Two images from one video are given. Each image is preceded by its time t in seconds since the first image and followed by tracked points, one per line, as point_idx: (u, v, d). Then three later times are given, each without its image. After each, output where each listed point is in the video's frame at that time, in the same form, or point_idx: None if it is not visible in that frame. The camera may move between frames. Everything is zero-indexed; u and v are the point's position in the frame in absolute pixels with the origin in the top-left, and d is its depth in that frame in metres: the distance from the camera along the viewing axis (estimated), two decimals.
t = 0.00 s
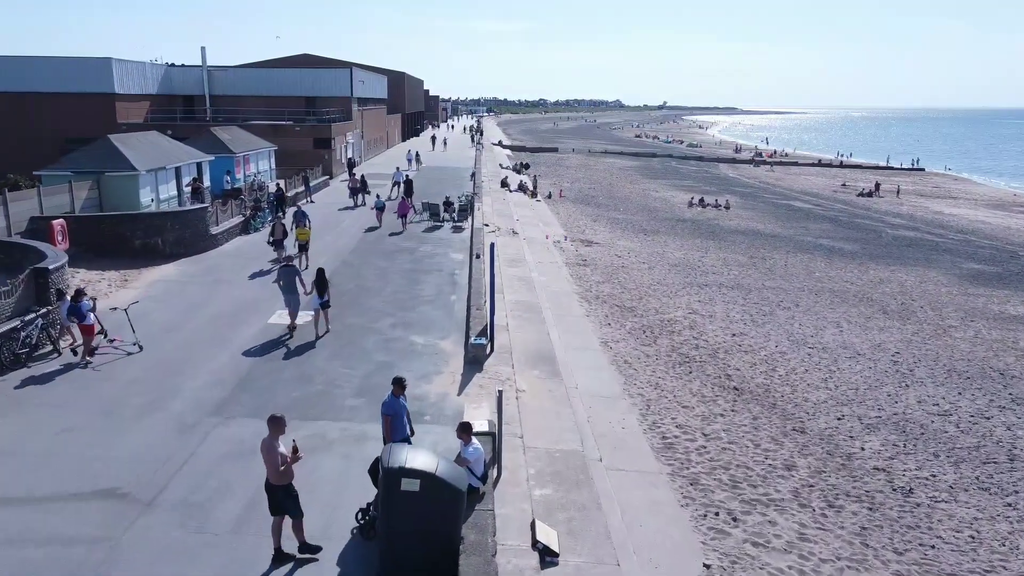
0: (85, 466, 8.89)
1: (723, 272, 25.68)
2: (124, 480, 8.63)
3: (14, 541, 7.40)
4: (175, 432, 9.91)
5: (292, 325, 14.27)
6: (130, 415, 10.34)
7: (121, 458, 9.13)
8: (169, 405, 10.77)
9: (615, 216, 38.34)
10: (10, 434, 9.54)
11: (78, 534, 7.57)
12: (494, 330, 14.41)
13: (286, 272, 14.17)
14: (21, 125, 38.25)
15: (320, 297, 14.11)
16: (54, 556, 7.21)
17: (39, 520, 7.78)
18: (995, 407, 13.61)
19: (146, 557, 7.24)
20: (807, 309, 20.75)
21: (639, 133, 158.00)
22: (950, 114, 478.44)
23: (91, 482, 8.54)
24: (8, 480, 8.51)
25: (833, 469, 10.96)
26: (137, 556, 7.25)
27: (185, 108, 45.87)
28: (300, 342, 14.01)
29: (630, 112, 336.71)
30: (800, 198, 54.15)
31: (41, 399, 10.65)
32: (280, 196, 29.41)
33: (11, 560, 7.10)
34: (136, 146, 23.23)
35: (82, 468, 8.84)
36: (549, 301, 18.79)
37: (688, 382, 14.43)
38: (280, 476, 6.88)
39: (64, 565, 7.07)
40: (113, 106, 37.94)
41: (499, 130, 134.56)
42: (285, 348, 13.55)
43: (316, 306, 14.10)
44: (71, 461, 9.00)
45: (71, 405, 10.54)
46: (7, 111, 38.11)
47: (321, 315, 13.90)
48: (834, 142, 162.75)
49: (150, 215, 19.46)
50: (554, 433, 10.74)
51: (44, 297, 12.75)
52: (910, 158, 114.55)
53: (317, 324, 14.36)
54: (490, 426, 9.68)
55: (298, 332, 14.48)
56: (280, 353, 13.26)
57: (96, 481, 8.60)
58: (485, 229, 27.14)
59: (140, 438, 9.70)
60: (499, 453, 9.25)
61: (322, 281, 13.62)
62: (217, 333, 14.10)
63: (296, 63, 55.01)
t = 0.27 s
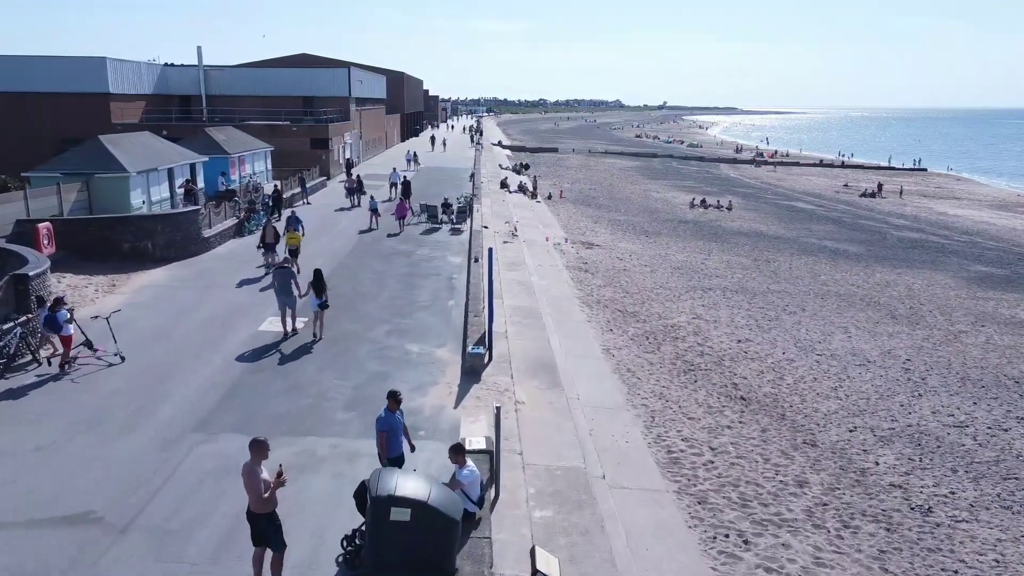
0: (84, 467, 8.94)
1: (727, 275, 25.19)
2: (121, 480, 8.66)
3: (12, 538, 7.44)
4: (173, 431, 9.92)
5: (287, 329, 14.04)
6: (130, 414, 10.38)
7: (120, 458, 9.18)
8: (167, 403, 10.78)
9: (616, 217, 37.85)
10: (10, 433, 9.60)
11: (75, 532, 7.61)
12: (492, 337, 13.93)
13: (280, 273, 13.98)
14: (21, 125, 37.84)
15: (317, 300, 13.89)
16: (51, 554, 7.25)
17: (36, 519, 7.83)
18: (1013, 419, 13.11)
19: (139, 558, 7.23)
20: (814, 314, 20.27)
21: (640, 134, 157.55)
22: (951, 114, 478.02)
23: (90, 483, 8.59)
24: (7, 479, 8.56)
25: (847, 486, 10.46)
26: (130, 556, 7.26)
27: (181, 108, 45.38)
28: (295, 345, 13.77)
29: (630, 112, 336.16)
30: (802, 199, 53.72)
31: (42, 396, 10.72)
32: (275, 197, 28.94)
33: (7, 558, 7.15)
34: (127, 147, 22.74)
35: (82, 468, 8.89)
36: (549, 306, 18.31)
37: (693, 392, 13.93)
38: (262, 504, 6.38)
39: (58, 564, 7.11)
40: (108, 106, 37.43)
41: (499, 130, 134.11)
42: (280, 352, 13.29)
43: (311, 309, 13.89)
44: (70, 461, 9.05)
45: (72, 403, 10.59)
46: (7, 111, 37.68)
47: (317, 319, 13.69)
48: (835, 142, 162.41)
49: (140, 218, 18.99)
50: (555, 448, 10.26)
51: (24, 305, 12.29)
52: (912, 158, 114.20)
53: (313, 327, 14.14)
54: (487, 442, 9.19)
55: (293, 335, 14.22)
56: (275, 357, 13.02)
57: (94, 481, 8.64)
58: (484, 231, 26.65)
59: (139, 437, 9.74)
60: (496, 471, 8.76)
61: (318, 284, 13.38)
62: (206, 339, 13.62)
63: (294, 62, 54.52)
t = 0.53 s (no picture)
0: (80, 467, 8.92)
1: (731, 278, 24.64)
2: (118, 481, 8.66)
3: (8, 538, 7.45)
4: (169, 433, 9.92)
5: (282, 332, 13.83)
6: (126, 415, 10.37)
7: (117, 460, 9.15)
8: (164, 406, 10.75)
9: (617, 218, 37.27)
10: (9, 432, 9.62)
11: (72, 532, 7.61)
12: (490, 347, 13.37)
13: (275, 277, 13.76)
14: (21, 125, 37.40)
15: (313, 305, 13.67)
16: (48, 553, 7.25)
17: (32, 518, 7.81)
18: None
19: (133, 559, 7.21)
20: (822, 319, 19.71)
21: (640, 134, 157.04)
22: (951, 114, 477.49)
23: (86, 483, 8.57)
24: (5, 478, 8.56)
25: (865, 507, 9.90)
26: (126, 556, 7.25)
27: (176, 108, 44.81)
28: (290, 349, 13.56)
29: (630, 112, 335.54)
30: (805, 200, 53.17)
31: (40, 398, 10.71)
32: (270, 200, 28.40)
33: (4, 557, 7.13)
34: (117, 148, 22.18)
35: (78, 469, 8.88)
36: (550, 312, 17.75)
37: (701, 404, 13.36)
38: (242, 543, 5.81)
39: (55, 563, 7.10)
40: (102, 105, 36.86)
41: (499, 130, 133.60)
42: (274, 357, 13.06)
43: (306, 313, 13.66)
44: (67, 461, 9.03)
45: (68, 404, 10.57)
46: (7, 111, 37.24)
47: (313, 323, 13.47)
48: (836, 142, 161.88)
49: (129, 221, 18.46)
50: (556, 468, 9.69)
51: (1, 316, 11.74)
52: (914, 158, 113.69)
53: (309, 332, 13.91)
54: (485, 462, 8.65)
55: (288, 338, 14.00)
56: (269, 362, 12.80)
57: (91, 481, 8.64)
58: (482, 233, 26.09)
59: (135, 438, 9.73)
60: (494, 495, 8.20)
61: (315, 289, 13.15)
62: (195, 347, 13.24)
63: (291, 62, 53.93)
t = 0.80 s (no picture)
0: (80, 466, 8.92)
1: (737, 283, 23.99)
2: (117, 481, 8.66)
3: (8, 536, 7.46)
4: (167, 435, 9.91)
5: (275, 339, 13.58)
6: (124, 417, 10.37)
7: (117, 460, 9.17)
8: (163, 409, 10.75)
9: (619, 220, 36.64)
10: (9, 433, 9.63)
11: (71, 531, 7.62)
12: (489, 359, 12.75)
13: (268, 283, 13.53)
14: (14, 126, 36.79)
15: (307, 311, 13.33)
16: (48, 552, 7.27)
17: (31, 518, 7.82)
18: None
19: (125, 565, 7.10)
20: (832, 327, 19.07)
21: (640, 133, 156.33)
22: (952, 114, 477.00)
23: (85, 483, 8.58)
24: (4, 478, 8.56)
25: (889, 535, 9.27)
26: (122, 557, 7.22)
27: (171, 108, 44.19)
28: (284, 357, 13.31)
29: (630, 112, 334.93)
30: (808, 201, 52.63)
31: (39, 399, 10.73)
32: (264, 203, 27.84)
33: (3, 557, 7.13)
34: (105, 150, 21.57)
35: (78, 468, 8.89)
36: (551, 320, 17.12)
37: (709, 419, 12.72)
38: None
39: (53, 562, 7.11)
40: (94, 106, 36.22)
41: (498, 130, 132.94)
42: (267, 365, 12.80)
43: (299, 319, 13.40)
44: (66, 461, 9.04)
45: (67, 406, 10.58)
46: None
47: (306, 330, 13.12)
48: (838, 142, 161.35)
49: (115, 226, 17.85)
50: (559, 494, 9.06)
51: None
52: (915, 158, 113.17)
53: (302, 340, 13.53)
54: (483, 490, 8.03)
55: (281, 346, 13.73)
56: (261, 370, 12.53)
57: (90, 480, 8.65)
58: (481, 237, 25.46)
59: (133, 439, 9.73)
60: (492, 527, 7.58)
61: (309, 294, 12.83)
62: (182, 363, 12.77)
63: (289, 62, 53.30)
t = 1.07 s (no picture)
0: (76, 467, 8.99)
1: (743, 288, 23.29)
2: (114, 479, 8.72)
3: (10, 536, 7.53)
4: (162, 433, 9.95)
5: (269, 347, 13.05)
6: (119, 417, 10.42)
7: (115, 460, 9.19)
8: (161, 408, 10.76)
9: (621, 223, 35.94)
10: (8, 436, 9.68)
11: (69, 529, 7.67)
12: (487, 374, 12.07)
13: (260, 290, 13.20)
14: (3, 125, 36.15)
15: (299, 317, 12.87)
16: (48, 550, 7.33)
17: (31, 517, 7.87)
18: None
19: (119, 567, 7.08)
20: (843, 335, 18.37)
21: (641, 134, 155.63)
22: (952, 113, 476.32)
23: (82, 482, 8.62)
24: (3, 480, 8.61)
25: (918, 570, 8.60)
26: (119, 558, 7.22)
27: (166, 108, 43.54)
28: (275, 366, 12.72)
29: (631, 111, 333.98)
30: (812, 203, 51.96)
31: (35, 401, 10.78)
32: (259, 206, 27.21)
33: (3, 557, 7.17)
34: (91, 150, 20.91)
35: (74, 468, 8.96)
36: (552, 329, 16.43)
37: (719, 437, 12.03)
38: None
39: (53, 562, 7.15)
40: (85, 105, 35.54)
41: (498, 130, 132.23)
42: (258, 375, 12.23)
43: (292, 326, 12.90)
44: (64, 462, 9.11)
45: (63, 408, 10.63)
46: None
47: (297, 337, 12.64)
48: (838, 142, 160.90)
49: (99, 229, 17.20)
50: (561, 525, 8.38)
51: None
52: (917, 159, 112.55)
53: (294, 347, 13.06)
54: (477, 524, 7.36)
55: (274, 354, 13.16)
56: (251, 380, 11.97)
57: (90, 480, 8.70)
58: (480, 240, 24.78)
59: (129, 439, 9.79)
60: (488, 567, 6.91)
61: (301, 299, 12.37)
62: (166, 370, 12.18)
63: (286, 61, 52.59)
